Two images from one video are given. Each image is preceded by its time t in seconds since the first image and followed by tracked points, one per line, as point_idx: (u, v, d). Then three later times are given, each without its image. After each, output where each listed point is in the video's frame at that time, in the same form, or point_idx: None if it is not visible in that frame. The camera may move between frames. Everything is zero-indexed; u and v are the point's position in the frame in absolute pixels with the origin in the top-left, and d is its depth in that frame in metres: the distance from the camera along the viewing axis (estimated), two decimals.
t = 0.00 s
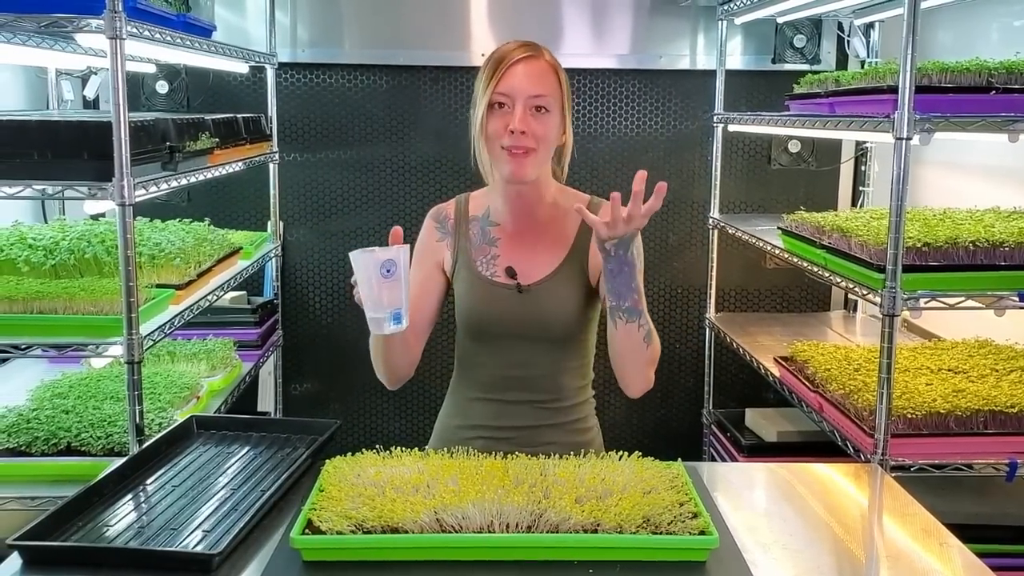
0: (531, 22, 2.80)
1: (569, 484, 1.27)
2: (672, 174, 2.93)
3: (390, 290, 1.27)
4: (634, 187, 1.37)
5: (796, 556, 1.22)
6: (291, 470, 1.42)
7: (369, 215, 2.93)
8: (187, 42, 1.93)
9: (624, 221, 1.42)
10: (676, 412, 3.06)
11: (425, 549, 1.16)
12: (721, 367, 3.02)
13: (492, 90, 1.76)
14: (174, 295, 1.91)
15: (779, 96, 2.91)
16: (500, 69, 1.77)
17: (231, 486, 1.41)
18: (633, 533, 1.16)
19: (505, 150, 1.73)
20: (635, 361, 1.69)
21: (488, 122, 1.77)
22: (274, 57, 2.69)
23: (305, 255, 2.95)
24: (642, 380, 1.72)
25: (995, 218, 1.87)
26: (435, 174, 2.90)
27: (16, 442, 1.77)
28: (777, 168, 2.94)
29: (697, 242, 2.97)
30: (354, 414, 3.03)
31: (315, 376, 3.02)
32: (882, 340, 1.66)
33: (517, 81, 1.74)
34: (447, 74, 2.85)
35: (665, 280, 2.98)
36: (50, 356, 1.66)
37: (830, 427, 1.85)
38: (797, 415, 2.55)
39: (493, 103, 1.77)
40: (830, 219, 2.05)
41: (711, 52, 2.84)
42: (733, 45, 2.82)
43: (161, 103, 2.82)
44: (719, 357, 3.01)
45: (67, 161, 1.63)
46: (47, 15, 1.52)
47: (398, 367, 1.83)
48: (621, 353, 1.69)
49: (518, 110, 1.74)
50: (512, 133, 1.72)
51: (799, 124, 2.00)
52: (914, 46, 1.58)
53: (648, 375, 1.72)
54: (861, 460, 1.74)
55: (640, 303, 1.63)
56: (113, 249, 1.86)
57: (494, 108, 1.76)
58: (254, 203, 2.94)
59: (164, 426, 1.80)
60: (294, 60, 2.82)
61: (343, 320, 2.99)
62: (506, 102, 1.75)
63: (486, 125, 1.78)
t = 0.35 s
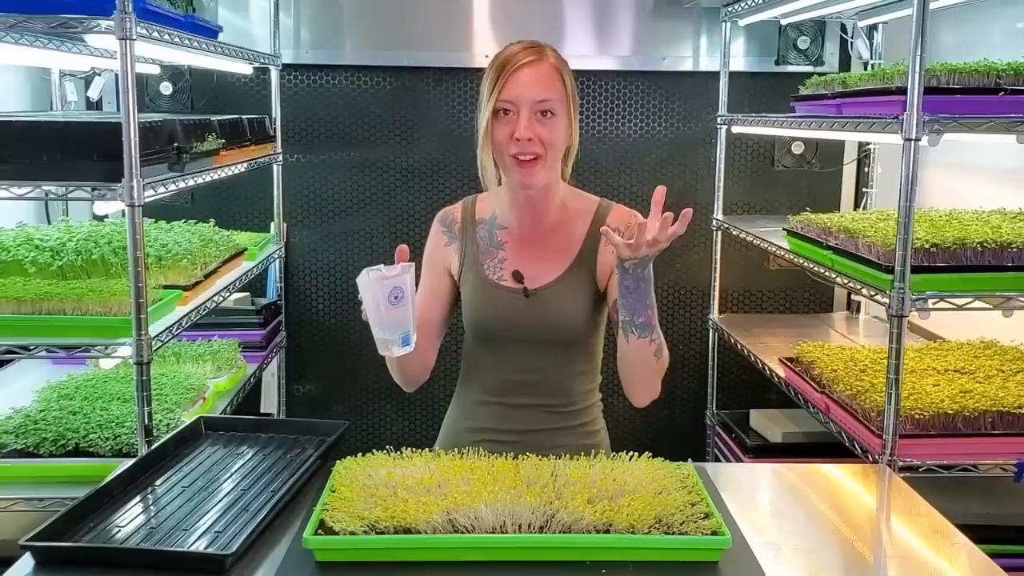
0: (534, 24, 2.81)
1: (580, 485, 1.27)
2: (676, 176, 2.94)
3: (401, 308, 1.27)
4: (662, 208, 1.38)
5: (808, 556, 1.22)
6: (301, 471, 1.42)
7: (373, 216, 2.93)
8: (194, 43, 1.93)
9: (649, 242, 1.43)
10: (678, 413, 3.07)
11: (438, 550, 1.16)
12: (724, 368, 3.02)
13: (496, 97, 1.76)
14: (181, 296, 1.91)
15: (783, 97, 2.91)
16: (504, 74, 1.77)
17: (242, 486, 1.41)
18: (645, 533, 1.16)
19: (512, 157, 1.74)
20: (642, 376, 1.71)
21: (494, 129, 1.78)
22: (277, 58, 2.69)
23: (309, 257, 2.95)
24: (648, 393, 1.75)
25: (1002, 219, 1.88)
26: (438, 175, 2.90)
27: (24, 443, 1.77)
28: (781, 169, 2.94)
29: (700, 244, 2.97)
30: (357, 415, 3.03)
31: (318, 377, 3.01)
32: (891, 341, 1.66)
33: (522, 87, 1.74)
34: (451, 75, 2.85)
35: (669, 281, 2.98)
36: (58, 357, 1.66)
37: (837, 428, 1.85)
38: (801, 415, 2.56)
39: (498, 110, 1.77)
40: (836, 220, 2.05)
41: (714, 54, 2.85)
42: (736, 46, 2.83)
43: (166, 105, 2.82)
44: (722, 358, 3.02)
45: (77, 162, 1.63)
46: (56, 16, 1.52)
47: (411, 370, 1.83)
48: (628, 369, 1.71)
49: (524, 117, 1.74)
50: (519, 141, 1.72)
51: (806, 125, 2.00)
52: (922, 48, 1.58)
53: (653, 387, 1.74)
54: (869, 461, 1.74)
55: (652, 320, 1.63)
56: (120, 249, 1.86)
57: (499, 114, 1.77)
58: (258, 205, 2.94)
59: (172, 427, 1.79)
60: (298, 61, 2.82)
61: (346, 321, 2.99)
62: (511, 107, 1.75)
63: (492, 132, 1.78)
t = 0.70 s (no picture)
0: (534, 23, 2.81)
1: (589, 482, 1.27)
2: (676, 176, 2.94)
3: (383, 307, 1.23)
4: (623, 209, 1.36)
5: (816, 554, 1.22)
6: (309, 470, 1.42)
7: (373, 215, 2.92)
8: (198, 42, 1.92)
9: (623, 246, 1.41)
10: (678, 412, 3.07)
11: (448, 547, 1.16)
12: (724, 368, 3.03)
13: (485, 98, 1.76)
14: (185, 295, 1.90)
15: (782, 97, 2.92)
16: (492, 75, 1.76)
17: (248, 485, 1.41)
18: (655, 530, 1.17)
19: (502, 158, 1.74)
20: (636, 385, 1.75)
21: (484, 130, 1.77)
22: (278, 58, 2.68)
23: (308, 256, 2.95)
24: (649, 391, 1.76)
25: (1003, 217, 1.89)
26: (438, 175, 2.90)
27: (28, 442, 1.76)
28: (781, 169, 2.95)
29: (700, 244, 2.98)
30: (357, 415, 3.03)
31: (318, 377, 3.01)
32: (895, 339, 1.67)
33: (509, 88, 1.73)
34: (451, 75, 2.85)
35: (668, 280, 2.99)
36: (63, 356, 1.66)
37: (840, 426, 1.86)
38: (802, 414, 2.56)
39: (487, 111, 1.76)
40: (839, 219, 2.06)
41: (713, 54, 2.86)
42: (736, 46, 2.83)
43: (167, 104, 2.82)
44: (721, 357, 3.03)
45: (82, 160, 1.63)
46: (62, 15, 1.51)
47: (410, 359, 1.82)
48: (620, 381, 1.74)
49: (512, 117, 1.73)
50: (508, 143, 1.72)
51: (809, 124, 2.01)
52: (927, 48, 1.59)
53: (653, 385, 1.75)
54: (873, 459, 1.75)
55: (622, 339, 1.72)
56: (124, 249, 1.86)
57: (488, 115, 1.76)
58: (258, 205, 2.93)
59: (177, 426, 1.79)
60: (298, 61, 2.82)
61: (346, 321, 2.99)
62: (499, 108, 1.74)
63: (483, 133, 1.78)
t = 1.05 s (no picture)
0: (527, 24, 2.81)
1: (587, 483, 1.27)
2: (669, 177, 2.95)
3: (304, 331, 1.36)
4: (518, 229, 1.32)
5: (813, 554, 1.23)
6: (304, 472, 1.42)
7: (365, 216, 2.92)
8: (192, 42, 1.91)
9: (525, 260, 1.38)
10: (670, 413, 3.08)
11: (447, 549, 1.16)
12: (717, 369, 3.04)
13: (391, 117, 1.67)
14: (179, 296, 1.89)
15: (775, 98, 2.93)
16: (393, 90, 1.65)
17: (242, 487, 1.41)
18: (654, 531, 1.17)
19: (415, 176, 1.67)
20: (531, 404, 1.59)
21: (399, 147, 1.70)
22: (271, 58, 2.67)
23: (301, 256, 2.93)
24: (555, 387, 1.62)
25: (996, 218, 1.90)
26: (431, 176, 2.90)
27: (21, 445, 1.75)
28: (773, 170, 2.96)
29: (693, 245, 2.99)
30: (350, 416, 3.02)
31: (310, 378, 3.00)
32: (891, 339, 1.68)
33: (408, 105, 1.62)
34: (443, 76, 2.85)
35: (661, 282, 2.99)
36: (57, 357, 1.65)
37: (835, 427, 1.87)
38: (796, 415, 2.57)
39: (396, 129, 1.68)
40: (834, 220, 2.07)
41: (706, 55, 2.86)
42: (728, 47, 2.84)
43: (158, 104, 2.81)
44: (714, 358, 3.03)
45: (76, 160, 1.62)
46: (55, 14, 1.50)
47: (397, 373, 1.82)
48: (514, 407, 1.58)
49: (415, 136, 1.63)
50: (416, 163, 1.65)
51: (804, 125, 2.02)
52: (922, 49, 1.60)
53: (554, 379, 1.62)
54: (868, 459, 1.75)
55: (471, 385, 1.54)
56: (118, 249, 1.85)
57: (399, 133, 1.67)
58: (250, 205, 2.92)
59: (171, 428, 1.78)
60: (290, 61, 2.81)
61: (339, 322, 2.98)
62: (404, 127, 1.65)
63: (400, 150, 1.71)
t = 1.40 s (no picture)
0: (521, 21, 2.79)
1: (584, 487, 1.25)
2: (663, 175, 2.93)
3: (269, 354, 1.31)
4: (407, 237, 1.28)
5: (813, 557, 1.21)
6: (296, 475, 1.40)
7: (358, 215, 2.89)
8: (183, 38, 1.89)
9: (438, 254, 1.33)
10: (665, 413, 3.06)
11: (441, 554, 1.14)
12: (711, 369, 3.02)
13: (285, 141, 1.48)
14: (170, 295, 1.87)
15: (771, 96, 2.91)
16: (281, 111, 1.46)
17: (234, 490, 1.39)
18: (652, 536, 1.15)
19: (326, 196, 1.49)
20: (484, 357, 1.34)
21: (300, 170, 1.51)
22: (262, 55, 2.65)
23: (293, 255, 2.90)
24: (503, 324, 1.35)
25: (994, 218, 1.89)
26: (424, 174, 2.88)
27: (8, 447, 1.72)
28: (769, 169, 2.95)
29: (688, 244, 2.97)
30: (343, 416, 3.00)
31: (303, 378, 2.97)
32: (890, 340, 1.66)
33: (300, 124, 1.43)
34: (437, 73, 2.83)
35: (655, 281, 2.98)
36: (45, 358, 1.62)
37: (833, 428, 1.85)
38: (792, 415, 2.56)
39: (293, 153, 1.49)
40: (831, 220, 2.05)
41: (701, 53, 2.84)
42: (723, 46, 2.83)
43: (148, 101, 2.78)
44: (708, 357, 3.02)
45: (64, 158, 1.60)
46: (43, 9, 1.48)
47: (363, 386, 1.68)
48: (465, 368, 1.33)
49: (314, 155, 1.45)
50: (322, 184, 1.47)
51: (801, 123, 2.01)
52: (922, 47, 1.59)
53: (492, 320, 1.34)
54: (867, 461, 1.74)
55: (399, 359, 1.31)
56: (107, 248, 1.82)
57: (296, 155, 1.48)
58: (242, 204, 2.89)
59: (161, 429, 1.76)
60: (282, 58, 2.79)
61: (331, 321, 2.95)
62: (301, 148, 1.46)
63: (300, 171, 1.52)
